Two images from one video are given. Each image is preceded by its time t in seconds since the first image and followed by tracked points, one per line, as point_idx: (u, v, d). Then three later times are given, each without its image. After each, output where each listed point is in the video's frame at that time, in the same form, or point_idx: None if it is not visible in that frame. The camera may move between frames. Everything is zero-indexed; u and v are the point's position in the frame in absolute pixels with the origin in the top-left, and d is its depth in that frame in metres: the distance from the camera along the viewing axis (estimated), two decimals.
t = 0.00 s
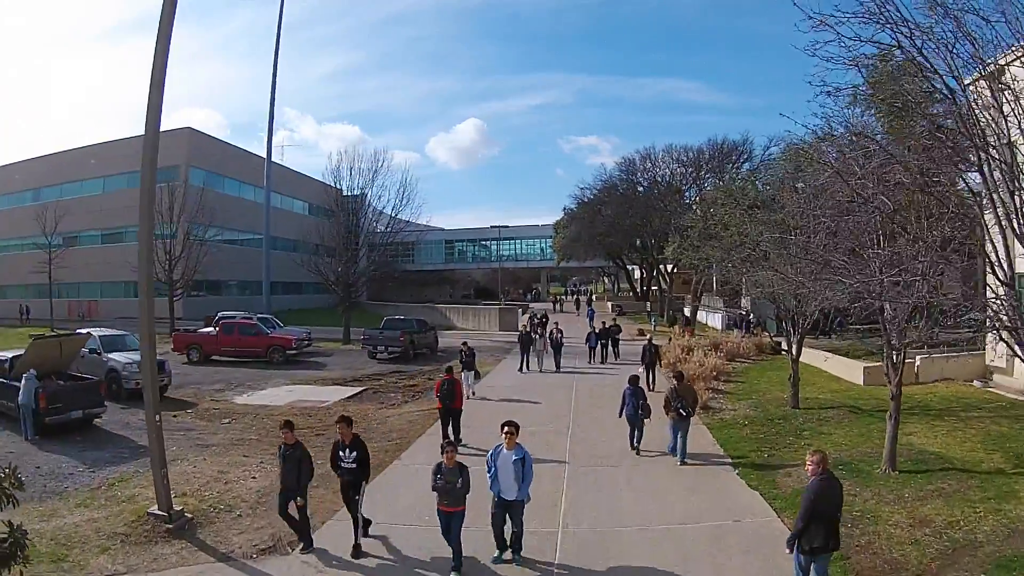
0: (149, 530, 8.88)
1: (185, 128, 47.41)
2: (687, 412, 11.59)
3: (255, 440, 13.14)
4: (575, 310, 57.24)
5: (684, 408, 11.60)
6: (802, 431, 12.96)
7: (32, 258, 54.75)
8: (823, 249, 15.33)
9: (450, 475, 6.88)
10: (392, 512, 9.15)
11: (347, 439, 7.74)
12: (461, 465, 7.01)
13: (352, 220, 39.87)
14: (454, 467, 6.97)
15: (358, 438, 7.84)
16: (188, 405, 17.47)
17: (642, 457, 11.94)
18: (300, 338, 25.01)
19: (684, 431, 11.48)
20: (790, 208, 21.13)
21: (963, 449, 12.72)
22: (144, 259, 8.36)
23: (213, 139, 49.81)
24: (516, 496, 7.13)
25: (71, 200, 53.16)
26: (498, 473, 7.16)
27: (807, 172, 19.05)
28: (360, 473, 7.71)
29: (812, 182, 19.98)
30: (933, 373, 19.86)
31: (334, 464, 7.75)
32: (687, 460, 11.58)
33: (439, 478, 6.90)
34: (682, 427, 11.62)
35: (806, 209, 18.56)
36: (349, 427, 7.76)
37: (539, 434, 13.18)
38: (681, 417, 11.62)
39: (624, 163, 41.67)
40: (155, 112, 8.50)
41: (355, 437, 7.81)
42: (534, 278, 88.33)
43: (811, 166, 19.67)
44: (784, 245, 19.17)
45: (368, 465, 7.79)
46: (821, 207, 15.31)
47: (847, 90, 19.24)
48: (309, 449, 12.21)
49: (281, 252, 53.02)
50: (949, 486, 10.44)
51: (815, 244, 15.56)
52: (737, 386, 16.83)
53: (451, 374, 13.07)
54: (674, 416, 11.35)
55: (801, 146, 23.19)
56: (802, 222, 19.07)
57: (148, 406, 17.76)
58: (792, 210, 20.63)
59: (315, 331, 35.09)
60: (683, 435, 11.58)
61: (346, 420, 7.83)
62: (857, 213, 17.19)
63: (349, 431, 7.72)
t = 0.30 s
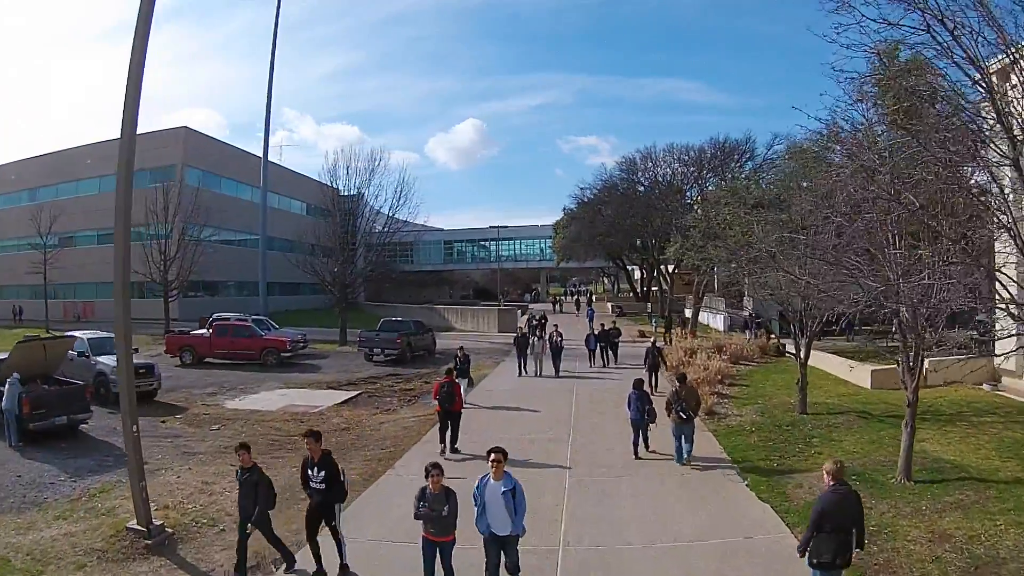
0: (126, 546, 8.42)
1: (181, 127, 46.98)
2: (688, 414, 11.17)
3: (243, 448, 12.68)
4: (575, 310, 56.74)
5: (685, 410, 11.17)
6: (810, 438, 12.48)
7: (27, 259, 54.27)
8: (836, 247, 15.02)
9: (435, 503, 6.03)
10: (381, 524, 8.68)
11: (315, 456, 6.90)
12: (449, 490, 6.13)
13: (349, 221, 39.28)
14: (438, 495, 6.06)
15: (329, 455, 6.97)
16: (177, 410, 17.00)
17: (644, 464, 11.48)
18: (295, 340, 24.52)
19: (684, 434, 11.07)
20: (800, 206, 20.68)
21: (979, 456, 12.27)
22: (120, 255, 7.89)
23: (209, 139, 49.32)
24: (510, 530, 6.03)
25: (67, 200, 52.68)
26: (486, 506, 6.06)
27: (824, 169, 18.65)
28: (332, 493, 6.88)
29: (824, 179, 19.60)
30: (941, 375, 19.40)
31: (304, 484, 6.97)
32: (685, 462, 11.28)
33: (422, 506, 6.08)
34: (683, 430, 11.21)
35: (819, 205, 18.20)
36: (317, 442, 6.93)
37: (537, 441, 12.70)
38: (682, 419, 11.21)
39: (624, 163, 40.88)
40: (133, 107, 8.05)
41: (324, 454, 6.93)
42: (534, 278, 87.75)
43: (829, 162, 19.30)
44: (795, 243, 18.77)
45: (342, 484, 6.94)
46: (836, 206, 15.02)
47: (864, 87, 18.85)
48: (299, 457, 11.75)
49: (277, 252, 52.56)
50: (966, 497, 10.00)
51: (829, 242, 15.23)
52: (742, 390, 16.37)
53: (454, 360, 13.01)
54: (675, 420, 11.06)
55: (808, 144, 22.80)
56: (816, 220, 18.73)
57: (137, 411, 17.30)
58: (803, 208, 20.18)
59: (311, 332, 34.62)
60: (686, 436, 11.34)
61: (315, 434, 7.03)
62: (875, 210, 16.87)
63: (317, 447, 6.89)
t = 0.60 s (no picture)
0: (100, 564, 7.94)
1: (177, 127, 46.52)
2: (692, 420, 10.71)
3: (230, 457, 12.15)
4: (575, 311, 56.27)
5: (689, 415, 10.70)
6: (822, 447, 12.01)
7: (22, 259, 53.76)
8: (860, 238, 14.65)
9: (413, 543, 5.20)
10: (371, 539, 8.19)
11: (268, 486, 5.92)
12: (429, 527, 5.30)
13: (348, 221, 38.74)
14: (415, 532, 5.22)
15: (284, 484, 6.00)
16: (165, 417, 16.45)
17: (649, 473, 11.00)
18: (289, 343, 23.97)
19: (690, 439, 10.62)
20: (809, 202, 20.19)
21: (996, 465, 11.80)
22: (91, 254, 7.40)
23: (206, 138, 48.84)
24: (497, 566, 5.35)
25: (62, 200, 52.17)
26: (469, 540, 5.36)
27: (841, 164, 18.21)
28: (290, 528, 5.90)
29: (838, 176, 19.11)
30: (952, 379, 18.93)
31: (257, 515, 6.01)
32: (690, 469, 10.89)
33: (399, 545, 5.23)
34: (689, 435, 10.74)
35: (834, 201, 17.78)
36: (269, 470, 5.94)
37: (538, 449, 12.16)
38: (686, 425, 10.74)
39: (625, 162, 40.27)
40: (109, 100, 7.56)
41: (278, 484, 5.95)
42: (533, 278, 87.16)
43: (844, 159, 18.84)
44: (808, 239, 18.29)
45: (301, 517, 5.93)
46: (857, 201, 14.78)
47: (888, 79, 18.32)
48: (288, 466, 11.27)
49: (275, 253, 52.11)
50: (988, 510, 9.54)
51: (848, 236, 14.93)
52: (748, 394, 15.90)
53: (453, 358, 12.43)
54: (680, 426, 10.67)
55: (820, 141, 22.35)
56: (828, 219, 18.24)
57: (124, 417, 16.75)
58: (814, 205, 19.68)
59: (306, 334, 34.09)
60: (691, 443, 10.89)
61: (268, 461, 6.03)
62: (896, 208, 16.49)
63: (268, 478, 5.88)
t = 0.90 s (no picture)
0: None
1: (173, 126, 45.96)
2: (705, 424, 10.54)
3: (214, 469, 11.60)
4: (574, 312, 55.75)
5: (701, 419, 10.53)
6: (835, 457, 11.49)
7: (16, 259, 53.14)
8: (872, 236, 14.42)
9: None
10: (361, 557, 7.62)
11: (208, 516, 5.26)
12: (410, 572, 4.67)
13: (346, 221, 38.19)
14: None
15: (226, 513, 5.31)
16: (151, 424, 15.88)
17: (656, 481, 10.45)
18: (282, 345, 23.40)
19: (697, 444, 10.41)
20: (817, 200, 19.69)
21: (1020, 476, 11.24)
22: (57, 250, 6.88)
23: (202, 137, 48.34)
24: None
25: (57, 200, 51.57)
26: None
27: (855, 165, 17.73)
28: (235, 564, 5.20)
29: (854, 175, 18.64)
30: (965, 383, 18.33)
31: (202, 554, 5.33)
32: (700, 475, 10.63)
33: None
34: (699, 441, 10.49)
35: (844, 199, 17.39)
36: (208, 498, 5.30)
37: (538, 457, 11.60)
38: (697, 429, 10.56)
39: (625, 162, 39.64)
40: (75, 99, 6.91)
41: (219, 514, 5.29)
42: (532, 278, 86.59)
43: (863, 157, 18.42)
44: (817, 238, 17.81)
45: (247, 553, 5.23)
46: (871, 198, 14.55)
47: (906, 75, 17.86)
48: (275, 477, 10.71)
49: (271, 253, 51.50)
50: (1015, 524, 9.03)
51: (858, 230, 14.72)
52: (756, 399, 15.34)
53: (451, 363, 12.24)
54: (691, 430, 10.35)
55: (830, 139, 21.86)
56: (840, 220, 17.75)
57: (109, 423, 16.18)
58: (823, 202, 19.19)
59: (302, 336, 33.52)
60: (699, 446, 10.57)
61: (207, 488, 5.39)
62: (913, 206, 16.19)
63: (205, 507, 5.24)
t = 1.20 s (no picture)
0: None
1: (167, 125, 45.35)
2: (713, 432, 10.03)
3: (197, 483, 11.03)
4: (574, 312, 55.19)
5: (709, 426, 10.03)
6: (850, 468, 10.97)
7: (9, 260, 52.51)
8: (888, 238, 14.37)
9: None
10: None
11: (127, 561, 4.91)
12: None
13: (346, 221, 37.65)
14: None
15: (147, 559, 4.97)
16: (136, 432, 15.31)
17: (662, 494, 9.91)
18: (275, 348, 22.81)
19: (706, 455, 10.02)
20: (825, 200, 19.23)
21: None
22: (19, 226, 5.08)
23: (197, 136, 47.78)
24: None
25: (51, 200, 50.96)
26: None
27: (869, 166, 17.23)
28: None
29: (870, 177, 18.17)
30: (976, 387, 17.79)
31: None
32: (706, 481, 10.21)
33: None
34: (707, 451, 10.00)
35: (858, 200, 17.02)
36: (129, 542, 4.97)
37: (537, 463, 11.01)
38: (705, 437, 10.05)
39: (625, 160, 39.06)
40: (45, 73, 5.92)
41: (139, 558, 4.95)
42: (531, 278, 86.04)
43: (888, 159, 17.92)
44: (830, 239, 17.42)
45: None
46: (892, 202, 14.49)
47: (924, 72, 17.31)
48: (261, 490, 10.16)
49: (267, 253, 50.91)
50: None
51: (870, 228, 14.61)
52: (763, 404, 14.80)
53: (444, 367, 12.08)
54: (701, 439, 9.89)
55: (839, 139, 21.40)
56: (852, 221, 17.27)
57: (93, 430, 15.62)
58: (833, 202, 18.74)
59: (296, 338, 32.91)
60: (707, 456, 10.06)
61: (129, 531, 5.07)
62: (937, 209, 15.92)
63: (126, 551, 4.92)
